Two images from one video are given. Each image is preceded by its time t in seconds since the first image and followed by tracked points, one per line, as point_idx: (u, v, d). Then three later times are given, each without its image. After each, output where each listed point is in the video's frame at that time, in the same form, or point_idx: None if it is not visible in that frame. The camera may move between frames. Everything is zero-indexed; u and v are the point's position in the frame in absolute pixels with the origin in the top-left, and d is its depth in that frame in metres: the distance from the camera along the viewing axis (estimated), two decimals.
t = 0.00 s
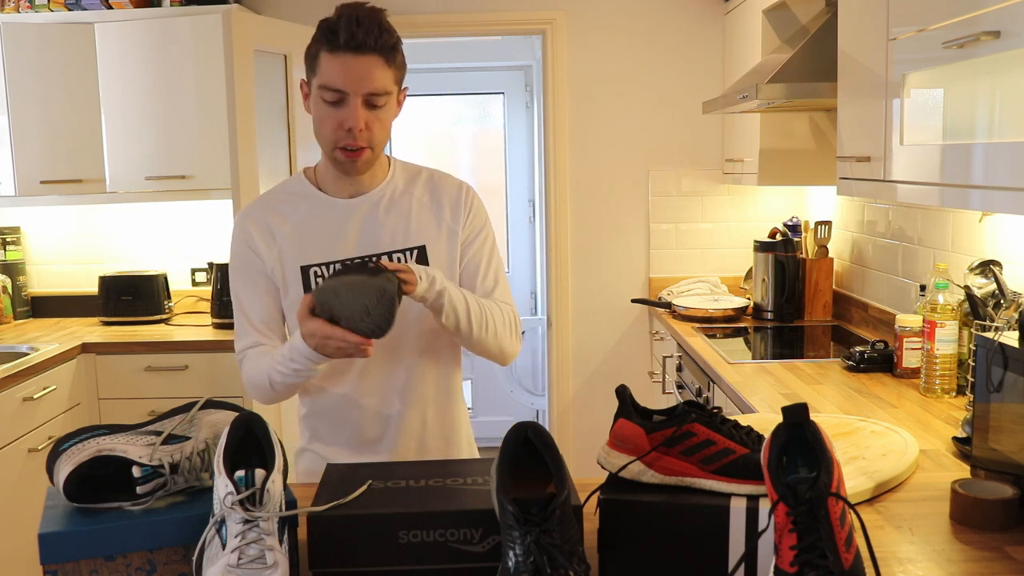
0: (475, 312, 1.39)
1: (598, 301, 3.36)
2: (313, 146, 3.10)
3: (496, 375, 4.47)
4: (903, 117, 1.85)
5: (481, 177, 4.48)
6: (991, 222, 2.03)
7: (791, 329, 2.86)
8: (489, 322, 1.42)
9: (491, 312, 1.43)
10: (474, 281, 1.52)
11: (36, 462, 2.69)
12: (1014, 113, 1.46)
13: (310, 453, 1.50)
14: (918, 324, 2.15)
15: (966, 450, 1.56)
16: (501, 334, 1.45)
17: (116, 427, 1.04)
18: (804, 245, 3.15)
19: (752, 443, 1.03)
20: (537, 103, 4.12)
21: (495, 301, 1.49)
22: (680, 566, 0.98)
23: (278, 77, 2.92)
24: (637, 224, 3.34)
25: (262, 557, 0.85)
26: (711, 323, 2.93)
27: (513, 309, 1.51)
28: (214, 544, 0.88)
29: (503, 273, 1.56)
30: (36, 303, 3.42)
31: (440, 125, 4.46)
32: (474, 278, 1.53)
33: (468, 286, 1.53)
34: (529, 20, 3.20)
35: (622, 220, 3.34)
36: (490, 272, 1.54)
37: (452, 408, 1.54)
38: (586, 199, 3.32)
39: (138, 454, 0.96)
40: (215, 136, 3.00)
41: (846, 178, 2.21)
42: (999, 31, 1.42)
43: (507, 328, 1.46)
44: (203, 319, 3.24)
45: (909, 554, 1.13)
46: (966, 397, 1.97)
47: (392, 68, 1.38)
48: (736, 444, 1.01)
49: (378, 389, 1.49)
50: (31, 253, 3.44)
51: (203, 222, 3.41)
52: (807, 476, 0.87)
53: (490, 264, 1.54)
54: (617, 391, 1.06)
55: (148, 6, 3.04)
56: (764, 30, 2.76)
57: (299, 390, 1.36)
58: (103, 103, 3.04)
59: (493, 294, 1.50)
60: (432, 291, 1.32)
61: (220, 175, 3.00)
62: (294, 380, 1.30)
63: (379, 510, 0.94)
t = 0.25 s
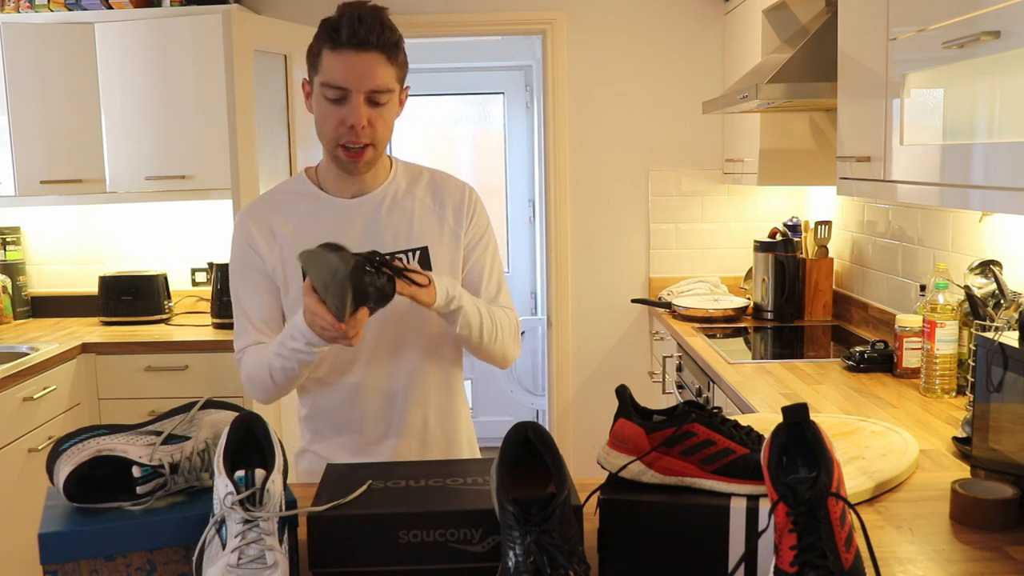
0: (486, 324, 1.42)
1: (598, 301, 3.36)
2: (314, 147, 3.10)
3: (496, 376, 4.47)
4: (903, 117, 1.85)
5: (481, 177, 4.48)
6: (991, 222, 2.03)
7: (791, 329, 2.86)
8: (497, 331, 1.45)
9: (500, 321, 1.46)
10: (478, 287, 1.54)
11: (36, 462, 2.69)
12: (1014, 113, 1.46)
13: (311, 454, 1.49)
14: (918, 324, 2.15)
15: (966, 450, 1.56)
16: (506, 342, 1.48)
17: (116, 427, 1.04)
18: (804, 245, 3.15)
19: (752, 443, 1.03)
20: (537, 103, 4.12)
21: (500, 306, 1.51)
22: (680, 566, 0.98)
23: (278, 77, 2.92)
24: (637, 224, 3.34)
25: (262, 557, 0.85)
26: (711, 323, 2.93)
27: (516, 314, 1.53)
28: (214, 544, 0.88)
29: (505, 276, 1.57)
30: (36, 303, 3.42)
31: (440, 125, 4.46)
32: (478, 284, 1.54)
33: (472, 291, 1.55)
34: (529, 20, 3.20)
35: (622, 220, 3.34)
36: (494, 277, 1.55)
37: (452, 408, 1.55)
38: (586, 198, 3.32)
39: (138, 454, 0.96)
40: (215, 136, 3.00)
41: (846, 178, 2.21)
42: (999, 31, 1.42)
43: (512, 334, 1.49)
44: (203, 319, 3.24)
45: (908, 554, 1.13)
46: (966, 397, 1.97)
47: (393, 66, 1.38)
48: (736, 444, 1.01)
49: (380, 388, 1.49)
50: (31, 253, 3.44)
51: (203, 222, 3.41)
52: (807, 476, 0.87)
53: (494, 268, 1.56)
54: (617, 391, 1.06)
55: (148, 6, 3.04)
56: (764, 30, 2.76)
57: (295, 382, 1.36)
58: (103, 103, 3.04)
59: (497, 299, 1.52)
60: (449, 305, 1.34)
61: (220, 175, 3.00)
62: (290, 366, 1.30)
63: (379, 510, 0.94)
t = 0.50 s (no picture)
0: (486, 327, 1.42)
1: (598, 301, 3.36)
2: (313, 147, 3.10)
3: (496, 376, 4.47)
4: (903, 117, 1.85)
5: (480, 177, 4.48)
6: (991, 222, 2.03)
7: (791, 329, 2.86)
8: (497, 334, 1.45)
9: (500, 324, 1.46)
10: (480, 289, 1.54)
11: (36, 462, 2.69)
12: (1014, 113, 1.46)
13: (310, 454, 1.49)
14: (918, 324, 2.15)
15: (966, 450, 1.56)
16: (506, 345, 1.48)
17: (116, 427, 1.04)
18: (804, 245, 3.15)
19: (752, 443, 1.03)
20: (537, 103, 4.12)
21: (500, 308, 1.51)
22: (680, 565, 0.98)
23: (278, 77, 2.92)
24: (637, 224, 3.34)
25: (262, 557, 0.85)
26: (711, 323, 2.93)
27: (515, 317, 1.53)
28: (214, 544, 0.88)
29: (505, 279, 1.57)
30: (36, 304, 3.42)
31: (440, 125, 4.46)
32: (478, 287, 1.54)
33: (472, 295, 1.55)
34: (529, 20, 3.20)
35: (622, 220, 3.34)
36: (494, 279, 1.55)
37: (450, 408, 1.55)
38: (586, 198, 3.32)
39: (137, 454, 0.96)
40: (215, 136, 3.00)
41: (846, 178, 2.21)
42: (999, 30, 1.42)
43: (512, 337, 1.49)
44: (203, 319, 3.24)
45: (909, 554, 1.13)
46: (966, 397, 1.97)
47: (393, 65, 1.38)
48: (736, 444, 1.01)
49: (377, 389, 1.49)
50: (31, 253, 3.44)
51: (202, 222, 3.41)
52: (807, 476, 0.87)
53: (494, 270, 1.56)
54: (617, 391, 1.06)
55: (148, 6, 3.04)
56: (764, 29, 2.76)
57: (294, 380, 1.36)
58: (103, 103, 3.04)
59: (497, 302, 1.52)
60: (450, 309, 1.34)
61: (220, 175, 3.00)
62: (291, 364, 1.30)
63: (379, 510, 0.94)
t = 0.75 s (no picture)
0: (483, 323, 1.42)
1: (598, 301, 3.36)
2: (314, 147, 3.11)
3: (496, 376, 4.47)
4: (903, 117, 1.85)
5: (480, 177, 4.48)
6: (991, 222, 2.03)
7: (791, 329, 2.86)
8: (494, 333, 1.45)
9: (497, 322, 1.46)
10: (477, 288, 1.54)
11: (36, 462, 2.69)
12: (1014, 113, 1.46)
13: (308, 454, 1.49)
14: (918, 324, 2.15)
15: (966, 450, 1.56)
16: (502, 344, 1.49)
17: (116, 427, 1.04)
18: (804, 245, 3.15)
19: (752, 443, 1.03)
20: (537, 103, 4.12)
21: (497, 308, 1.51)
22: (680, 565, 0.98)
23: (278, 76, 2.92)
24: (637, 224, 3.34)
25: (262, 557, 0.85)
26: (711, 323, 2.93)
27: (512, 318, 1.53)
28: (214, 544, 0.88)
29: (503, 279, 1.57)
30: (36, 304, 3.42)
31: (440, 125, 4.46)
32: (476, 287, 1.54)
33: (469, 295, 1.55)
34: (529, 20, 3.20)
35: (622, 220, 3.34)
36: (491, 280, 1.55)
37: (448, 408, 1.54)
38: (586, 198, 3.32)
39: (138, 454, 0.96)
40: (215, 136, 3.00)
41: (846, 178, 2.21)
42: (999, 31, 1.43)
43: (509, 337, 1.49)
44: (203, 319, 3.24)
45: (909, 554, 1.13)
46: (966, 397, 1.97)
47: (392, 63, 1.38)
48: (736, 444, 1.01)
49: (375, 388, 1.49)
50: (31, 253, 3.44)
51: (203, 222, 3.41)
52: (807, 476, 0.87)
53: (491, 271, 1.56)
54: (617, 391, 1.06)
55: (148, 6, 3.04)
56: (764, 30, 2.76)
57: (294, 380, 1.36)
58: (103, 103, 3.04)
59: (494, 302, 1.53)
60: (447, 304, 1.34)
61: (220, 175, 3.00)
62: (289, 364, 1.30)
63: (379, 510, 0.94)
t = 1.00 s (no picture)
0: (486, 325, 1.43)
1: (598, 301, 3.36)
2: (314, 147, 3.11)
3: (497, 376, 4.47)
4: (903, 117, 1.85)
5: (480, 177, 4.48)
6: (991, 222, 2.03)
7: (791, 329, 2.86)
8: (496, 334, 1.45)
9: (499, 323, 1.46)
10: (475, 288, 1.54)
11: (36, 462, 2.69)
12: (1014, 113, 1.46)
13: (307, 455, 1.49)
14: (918, 324, 2.15)
15: (966, 450, 1.56)
16: (503, 345, 1.49)
17: (116, 427, 1.04)
18: (804, 245, 3.15)
19: (752, 443, 1.03)
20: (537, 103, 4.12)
21: (497, 309, 1.52)
22: (679, 565, 0.98)
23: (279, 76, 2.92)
24: (637, 224, 3.34)
25: (262, 557, 0.85)
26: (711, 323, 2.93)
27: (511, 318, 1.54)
28: (214, 544, 0.88)
29: (501, 280, 1.58)
30: (36, 304, 3.42)
31: (440, 125, 4.46)
32: (475, 288, 1.55)
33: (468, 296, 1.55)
34: (529, 20, 3.20)
35: (622, 220, 3.34)
36: (490, 281, 1.56)
37: (447, 408, 1.54)
38: (586, 198, 3.32)
39: (138, 454, 0.96)
40: (215, 136, 3.00)
41: (846, 178, 2.21)
42: (999, 31, 1.42)
43: (509, 338, 1.50)
44: (203, 319, 3.24)
45: (909, 554, 1.13)
46: (966, 397, 1.97)
47: (389, 63, 1.38)
48: (736, 444, 1.01)
49: (373, 388, 1.49)
50: (31, 253, 3.44)
51: (202, 222, 3.41)
52: (807, 476, 0.87)
53: (490, 272, 1.56)
54: (617, 391, 1.06)
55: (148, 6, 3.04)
56: (764, 29, 2.76)
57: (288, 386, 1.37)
58: (103, 103, 3.04)
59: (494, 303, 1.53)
60: (453, 303, 1.35)
61: (220, 175, 3.00)
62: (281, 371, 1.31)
63: (379, 510, 0.94)
